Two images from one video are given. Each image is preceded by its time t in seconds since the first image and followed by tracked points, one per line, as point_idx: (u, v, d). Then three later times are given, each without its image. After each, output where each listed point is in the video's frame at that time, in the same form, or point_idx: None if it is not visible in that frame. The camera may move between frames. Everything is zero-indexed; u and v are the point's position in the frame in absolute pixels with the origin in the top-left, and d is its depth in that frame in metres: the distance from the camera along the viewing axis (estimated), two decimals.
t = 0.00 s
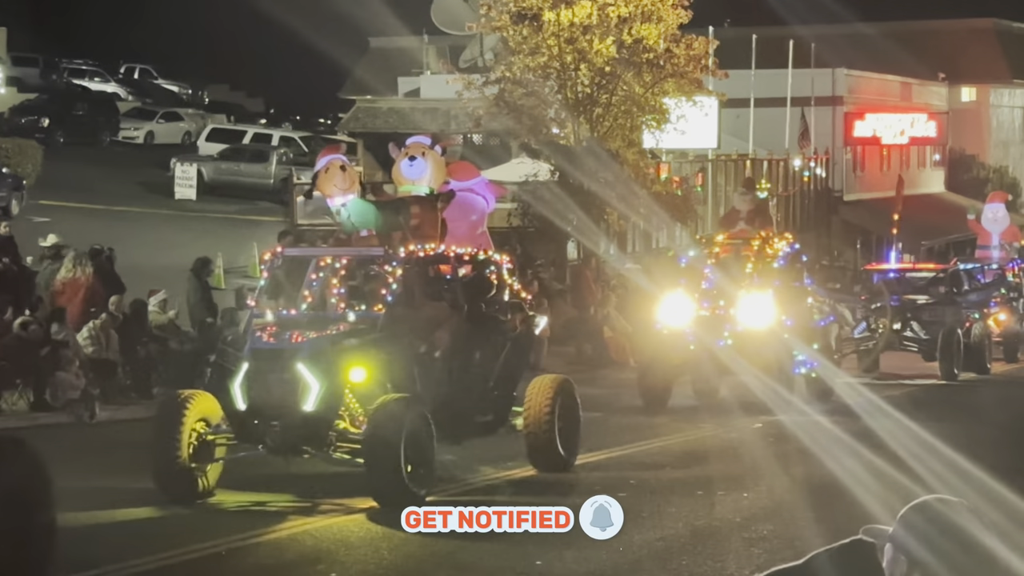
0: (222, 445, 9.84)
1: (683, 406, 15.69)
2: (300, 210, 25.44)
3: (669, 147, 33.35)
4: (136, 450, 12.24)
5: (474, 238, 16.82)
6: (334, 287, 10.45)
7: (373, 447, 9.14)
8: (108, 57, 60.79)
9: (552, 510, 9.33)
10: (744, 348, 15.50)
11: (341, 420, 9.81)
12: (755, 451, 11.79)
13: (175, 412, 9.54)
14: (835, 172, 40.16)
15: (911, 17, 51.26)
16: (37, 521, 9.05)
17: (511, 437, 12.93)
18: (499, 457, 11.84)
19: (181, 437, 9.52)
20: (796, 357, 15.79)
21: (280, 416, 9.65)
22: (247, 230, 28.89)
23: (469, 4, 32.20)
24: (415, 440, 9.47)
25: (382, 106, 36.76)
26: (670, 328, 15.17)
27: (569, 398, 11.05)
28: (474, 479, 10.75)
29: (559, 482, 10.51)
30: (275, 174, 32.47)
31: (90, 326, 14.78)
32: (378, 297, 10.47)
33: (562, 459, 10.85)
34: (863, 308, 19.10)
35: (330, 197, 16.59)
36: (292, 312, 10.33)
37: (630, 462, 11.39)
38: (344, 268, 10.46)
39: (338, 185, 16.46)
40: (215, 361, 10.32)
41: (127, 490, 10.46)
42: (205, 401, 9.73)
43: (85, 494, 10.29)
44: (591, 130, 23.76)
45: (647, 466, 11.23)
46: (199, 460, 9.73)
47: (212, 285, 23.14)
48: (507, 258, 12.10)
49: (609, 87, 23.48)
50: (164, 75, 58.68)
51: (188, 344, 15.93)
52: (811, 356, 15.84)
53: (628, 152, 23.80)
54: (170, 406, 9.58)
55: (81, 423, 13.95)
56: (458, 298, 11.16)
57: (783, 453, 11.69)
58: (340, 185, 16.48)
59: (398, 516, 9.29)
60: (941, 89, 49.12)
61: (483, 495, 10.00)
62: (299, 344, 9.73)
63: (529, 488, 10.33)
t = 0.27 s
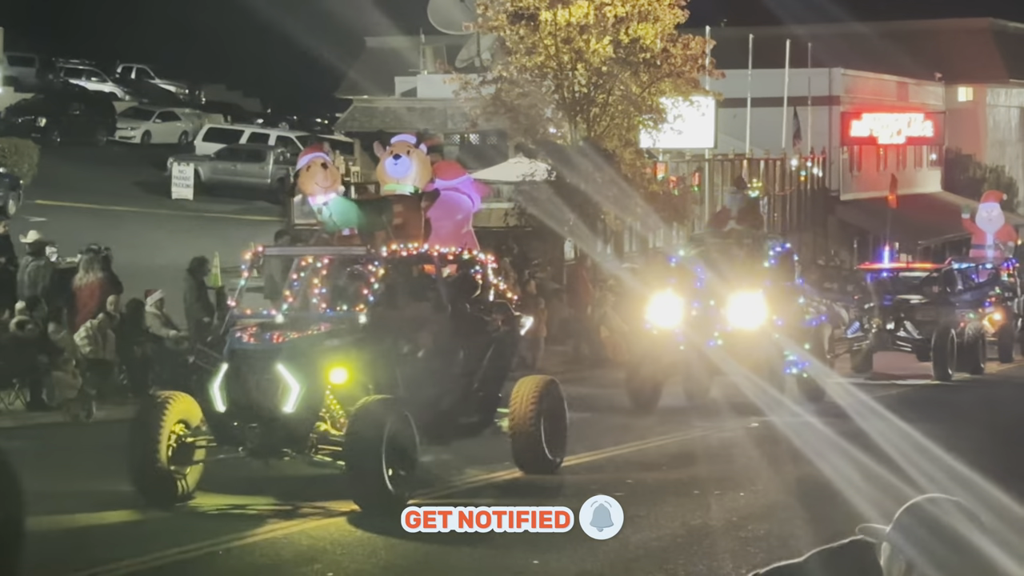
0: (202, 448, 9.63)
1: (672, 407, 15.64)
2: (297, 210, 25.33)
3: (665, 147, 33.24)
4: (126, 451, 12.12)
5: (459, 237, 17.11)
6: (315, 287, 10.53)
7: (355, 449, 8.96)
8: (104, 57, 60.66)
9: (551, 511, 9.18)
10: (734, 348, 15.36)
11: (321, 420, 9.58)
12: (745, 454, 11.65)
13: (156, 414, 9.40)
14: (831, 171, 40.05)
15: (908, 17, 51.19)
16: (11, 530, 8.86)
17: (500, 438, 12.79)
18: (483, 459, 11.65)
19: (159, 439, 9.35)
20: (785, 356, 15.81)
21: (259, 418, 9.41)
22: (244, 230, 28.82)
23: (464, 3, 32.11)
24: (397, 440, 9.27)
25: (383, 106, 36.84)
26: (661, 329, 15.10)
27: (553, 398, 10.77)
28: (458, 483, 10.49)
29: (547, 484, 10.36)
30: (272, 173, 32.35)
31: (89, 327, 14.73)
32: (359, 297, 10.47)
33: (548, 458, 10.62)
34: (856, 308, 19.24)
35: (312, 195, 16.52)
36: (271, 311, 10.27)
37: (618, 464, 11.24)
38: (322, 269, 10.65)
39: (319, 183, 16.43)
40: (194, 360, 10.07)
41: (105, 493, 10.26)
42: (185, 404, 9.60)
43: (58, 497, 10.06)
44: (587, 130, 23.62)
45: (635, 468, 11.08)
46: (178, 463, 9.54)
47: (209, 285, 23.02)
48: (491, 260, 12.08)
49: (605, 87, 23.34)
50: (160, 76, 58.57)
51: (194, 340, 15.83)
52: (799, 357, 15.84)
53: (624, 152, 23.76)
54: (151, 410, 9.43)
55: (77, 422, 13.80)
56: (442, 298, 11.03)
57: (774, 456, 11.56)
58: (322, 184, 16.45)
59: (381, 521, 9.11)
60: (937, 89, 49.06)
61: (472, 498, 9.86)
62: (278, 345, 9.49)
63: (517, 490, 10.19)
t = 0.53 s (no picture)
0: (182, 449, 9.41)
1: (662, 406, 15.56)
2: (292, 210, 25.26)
3: (661, 147, 33.15)
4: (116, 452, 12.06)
5: (444, 237, 16.18)
6: (296, 285, 10.35)
7: (337, 451, 8.90)
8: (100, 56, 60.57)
9: (553, 508, 9.16)
10: (723, 348, 15.30)
11: (302, 422, 9.44)
12: (735, 456, 11.58)
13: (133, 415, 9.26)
14: (828, 171, 40.02)
15: (905, 16, 51.11)
16: None
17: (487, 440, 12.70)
18: (467, 462, 11.54)
19: (138, 443, 9.21)
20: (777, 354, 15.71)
21: (239, 419, 9.28)
22: (241, 229, 28.82)
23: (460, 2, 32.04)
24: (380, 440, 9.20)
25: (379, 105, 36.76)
26: (651, 328, 15.08)
27: (540, 401, 10.68)
28: (443, 484, 10.39)
29: (536, 485, 10.29)
30: (268, 171, 32.47)
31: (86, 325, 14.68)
32: (341, 298, 10.22)
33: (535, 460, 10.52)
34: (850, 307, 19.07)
35: (293, 194, 15.65)
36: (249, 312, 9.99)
37: (607, 465, 11.16)
38: (303, 268, 10.43)
39: (300, 181, 15.58)
40: (172, 361, 9.86)
41: (84, 498, 10.13)
42: (164, 405, 9.45)
43: (35, 501, 9.95)
44: (585, 128, 23.61)
45: (622, 468, 11.00)
46: (158, 466, 9.39)
47: (205, 285, 22.95)
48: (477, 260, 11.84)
49: (602, 87, 23.37)
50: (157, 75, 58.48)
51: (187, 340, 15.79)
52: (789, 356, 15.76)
53: (621, 151, 23.72)
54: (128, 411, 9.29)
55: (75, 422, 13.93)
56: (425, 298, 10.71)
57: (766, 458, 11.49)
58: (302, 182, 15.59)
59: (362, 525, 8.99)
60: (934, 88, 48.99)
61: (462, 498, 9.80)
62: (257, 345, 9.35)
63: (506, 491, 10.13)
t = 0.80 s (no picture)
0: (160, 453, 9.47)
1: (654, 408, 15.33)
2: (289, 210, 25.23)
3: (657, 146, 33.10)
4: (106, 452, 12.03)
5: (429, 237, 14.78)
6: (276, 285, 9.93)
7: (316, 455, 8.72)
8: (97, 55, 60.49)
9: (549, 509, 9.13)
10: (716, 349, 14.80)
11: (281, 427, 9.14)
12: (726, 457, 11.52)
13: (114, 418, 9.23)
14: (825, 171, 39.96)
15: (902, 15, 51.09)
16: None
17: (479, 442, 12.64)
18: (452, 464, 11.44)
19: (115, 445, 9.17)
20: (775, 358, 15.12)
21: (217, 422, 9.11)
22: (238, 228, 28.77)
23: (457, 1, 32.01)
24: (361, 443, 9.03)
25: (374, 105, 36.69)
26: (640, 327, 14.75)
27: (526, 400, 10.60)
28: (428, 486, 10.30)
29: (524, 487, 10.22)
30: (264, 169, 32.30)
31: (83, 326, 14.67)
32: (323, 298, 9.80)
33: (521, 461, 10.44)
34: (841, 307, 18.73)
35: (273, 194, 13.69)
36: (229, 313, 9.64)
37: (596, 466, 11.09)
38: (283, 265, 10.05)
39: (282, 179, 13.62)
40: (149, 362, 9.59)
41: (67, 500, 10.06)
42: (145, 408, 9.41)
43: (18, 505, 9.86)
44: (583, 128, 23.56)
45: (611, 470, 10.93)
46: (138, 467, 9.38)
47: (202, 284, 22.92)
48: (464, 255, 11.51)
49: (599, 87, 23.34)
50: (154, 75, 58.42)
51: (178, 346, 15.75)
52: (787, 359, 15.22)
53: (618, 151, 23.71)
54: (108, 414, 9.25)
55: (74, 422, 13.95)
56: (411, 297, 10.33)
57: (758, 459, 11.45)
58: (285, 180, 13.63)
59: (343, 530, 8.87)
60: (932, 88, 48.96)
61: (451, 501, 9.74)
62: (236, 346, 9.15)
63: (495, 492, 10.06)
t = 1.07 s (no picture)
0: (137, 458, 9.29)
1: (643, 409, 15.16)
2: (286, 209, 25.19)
3: (655, 145, 33.02)
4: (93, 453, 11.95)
5: (413, 235, 15.29)
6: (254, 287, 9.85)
7: (297, 456, 8.62)
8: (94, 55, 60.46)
9: (550, 509, 9.16)
10: (707, 349, 14.63)
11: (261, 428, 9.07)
12: (717, 458, 11.49)
13: (88, 422, 9.08)
14: (823, 171, 39.94)
15: (899, 15, 51.06)
16: None
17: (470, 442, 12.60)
18: (436, 467, 11.33)
19: (92, 451, 9.04)
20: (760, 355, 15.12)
21: (195, 425, 8.99)
22: (236, 228, 28.77)
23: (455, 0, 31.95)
24: (339, 445, 8.93)
25: (372, 104, 36.62)
26: (631, 328, 14.47)
27: (513, 403, 10.42)
28: (408, 492, 10.20)
29: (509, 489, 10.16)
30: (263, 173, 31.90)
31: (81, 326, 14.16)
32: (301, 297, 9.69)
33: (506, 464, 10.31)
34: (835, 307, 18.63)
35: (252, 191, 14.25)
36: (209, 314, 9.56)
37: (584, 468, 11.03)
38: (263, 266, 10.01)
39: (260, 177, 14.19)
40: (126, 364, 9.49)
41: (50, 503, 9.99)
42: (122, 412, 9.24)
43: None
44: (580, 127, 23.54)
45: (599, 471, 10.88)
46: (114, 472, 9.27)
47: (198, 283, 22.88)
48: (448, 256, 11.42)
49: (596, 86, 23.29)
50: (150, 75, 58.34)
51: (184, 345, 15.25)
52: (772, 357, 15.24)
53: (616, 150, 23.54)
54: (84, 418, 9.11)
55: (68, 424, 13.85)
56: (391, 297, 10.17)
57: (747, 460, 11.41)
58: (263, 178, 14.20)
59: (322, 534, 8.76)
60: (929, 87, 48.93)
61: (439, 502, 9.71)
62: (214, 348, 9.05)
63: (483, 493, 10.02)
